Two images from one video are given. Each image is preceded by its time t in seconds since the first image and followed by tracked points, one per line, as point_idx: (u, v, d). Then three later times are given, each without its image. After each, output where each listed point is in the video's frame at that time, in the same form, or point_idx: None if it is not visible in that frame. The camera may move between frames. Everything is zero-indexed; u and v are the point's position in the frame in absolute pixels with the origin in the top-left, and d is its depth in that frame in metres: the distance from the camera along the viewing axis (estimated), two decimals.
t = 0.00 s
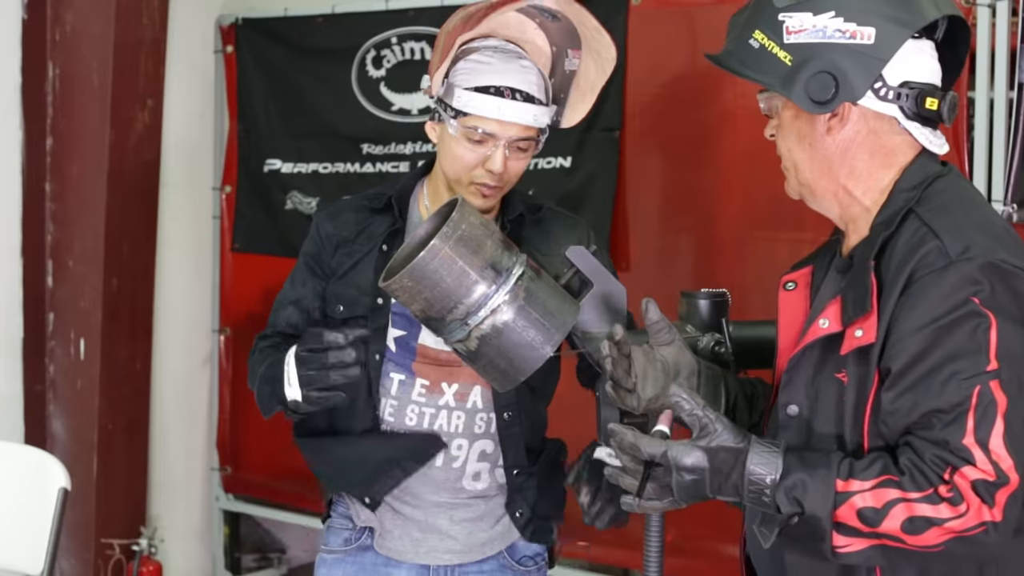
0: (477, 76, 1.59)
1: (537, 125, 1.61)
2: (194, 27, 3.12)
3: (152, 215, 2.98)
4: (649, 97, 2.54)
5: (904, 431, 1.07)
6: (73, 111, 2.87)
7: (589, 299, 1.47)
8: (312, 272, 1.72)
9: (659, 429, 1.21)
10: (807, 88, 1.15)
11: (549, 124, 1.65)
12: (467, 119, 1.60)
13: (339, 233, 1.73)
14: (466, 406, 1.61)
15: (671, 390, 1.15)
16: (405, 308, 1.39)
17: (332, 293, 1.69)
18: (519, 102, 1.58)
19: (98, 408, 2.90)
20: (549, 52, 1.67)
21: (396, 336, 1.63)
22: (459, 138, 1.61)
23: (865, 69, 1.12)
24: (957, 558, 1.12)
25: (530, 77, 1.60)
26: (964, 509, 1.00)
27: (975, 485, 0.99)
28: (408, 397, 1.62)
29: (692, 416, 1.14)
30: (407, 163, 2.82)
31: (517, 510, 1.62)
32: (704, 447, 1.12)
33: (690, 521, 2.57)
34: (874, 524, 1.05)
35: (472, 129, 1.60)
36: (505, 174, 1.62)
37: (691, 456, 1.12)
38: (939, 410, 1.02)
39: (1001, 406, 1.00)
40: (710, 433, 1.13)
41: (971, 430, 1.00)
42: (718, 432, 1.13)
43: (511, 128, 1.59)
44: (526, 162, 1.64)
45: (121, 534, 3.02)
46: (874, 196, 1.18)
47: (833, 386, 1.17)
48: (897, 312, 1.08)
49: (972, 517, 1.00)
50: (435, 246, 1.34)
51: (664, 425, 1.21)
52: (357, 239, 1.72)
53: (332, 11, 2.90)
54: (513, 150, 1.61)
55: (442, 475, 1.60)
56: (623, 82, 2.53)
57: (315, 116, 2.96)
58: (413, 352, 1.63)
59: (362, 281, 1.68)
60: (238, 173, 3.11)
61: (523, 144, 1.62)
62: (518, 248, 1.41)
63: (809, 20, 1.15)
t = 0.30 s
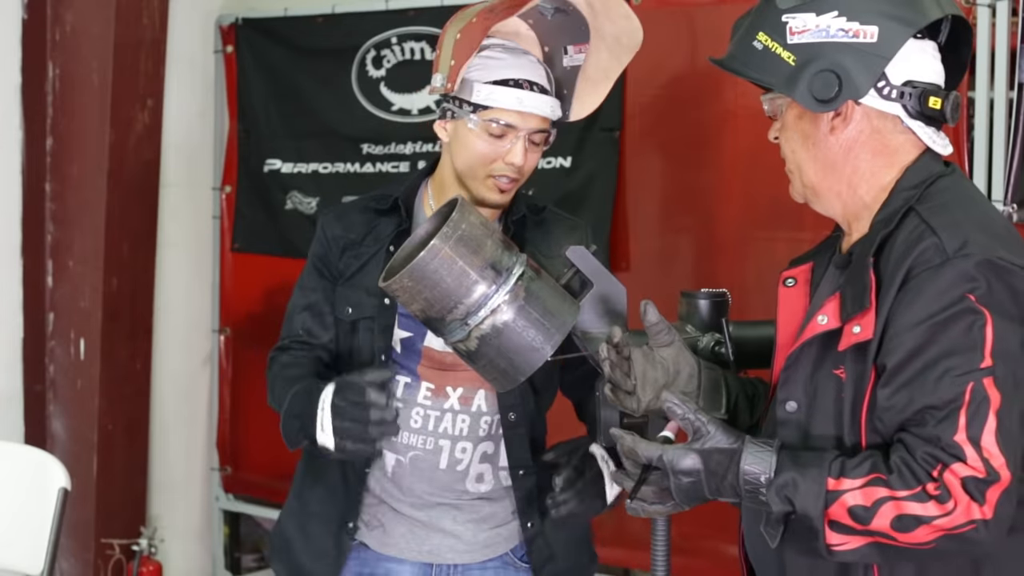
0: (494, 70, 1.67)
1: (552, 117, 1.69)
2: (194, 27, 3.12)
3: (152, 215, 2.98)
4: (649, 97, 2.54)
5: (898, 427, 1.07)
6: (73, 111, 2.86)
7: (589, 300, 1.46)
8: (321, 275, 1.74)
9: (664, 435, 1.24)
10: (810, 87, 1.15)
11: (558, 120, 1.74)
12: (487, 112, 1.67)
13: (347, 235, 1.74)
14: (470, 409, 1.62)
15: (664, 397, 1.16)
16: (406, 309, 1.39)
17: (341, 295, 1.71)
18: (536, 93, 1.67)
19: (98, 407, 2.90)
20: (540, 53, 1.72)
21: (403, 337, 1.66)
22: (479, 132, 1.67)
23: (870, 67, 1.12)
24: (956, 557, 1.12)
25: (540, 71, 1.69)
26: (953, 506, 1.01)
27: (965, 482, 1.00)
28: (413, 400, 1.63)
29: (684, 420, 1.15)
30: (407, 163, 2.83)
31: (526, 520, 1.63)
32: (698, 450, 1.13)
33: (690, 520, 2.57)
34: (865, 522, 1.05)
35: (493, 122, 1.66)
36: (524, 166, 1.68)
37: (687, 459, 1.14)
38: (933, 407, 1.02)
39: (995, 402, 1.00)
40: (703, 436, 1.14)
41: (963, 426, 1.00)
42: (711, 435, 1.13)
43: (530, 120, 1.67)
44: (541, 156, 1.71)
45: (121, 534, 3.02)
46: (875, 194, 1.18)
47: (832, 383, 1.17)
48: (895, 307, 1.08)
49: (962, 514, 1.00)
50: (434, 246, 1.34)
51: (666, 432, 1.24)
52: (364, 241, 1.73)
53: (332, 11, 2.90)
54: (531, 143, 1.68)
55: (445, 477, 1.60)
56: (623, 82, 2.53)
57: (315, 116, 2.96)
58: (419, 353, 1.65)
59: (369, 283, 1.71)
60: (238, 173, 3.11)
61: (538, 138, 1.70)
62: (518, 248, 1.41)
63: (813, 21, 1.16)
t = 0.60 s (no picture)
0: (498, 67, 1.67)
1: (552, 113, 1.71)
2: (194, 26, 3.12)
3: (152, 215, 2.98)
4: (649, 97, 2.54)
5: (853, 411, 1.09)
6: (73, 111, 2.86)
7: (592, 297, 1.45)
8: (326, 277, 1.76)
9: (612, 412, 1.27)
10: (821, 79, 1.15)
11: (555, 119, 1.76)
12: (490, 107, 1.66)
13: (352, 239, 1.76)
14: (470, 412, 1.65)
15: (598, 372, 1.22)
16: (406, 308, 1.39)
17: (345, 297, 1.73)
18: (539, 88, 1.68)
19: (98, 408, 2.90)
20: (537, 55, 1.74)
21: (406, 336, 1.68)
22: (481, 126, 1.67)
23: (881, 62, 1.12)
24: (954, 555, 1.12)
25: (539, 69, 1.71)
26: (870, 496, 1.02)
27: (887, 475, 1.01)
28: (414, 401, 1.66)
29: (621, 395, 1.20)
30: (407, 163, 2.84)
31: (523, 519, 1.63)
32: (633, 425, 1.18)
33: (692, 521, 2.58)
34: (785, 503, 1.07)
35: (496, 116, 1.66)
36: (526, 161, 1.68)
37: (623, 434, 1.18)
38: (880, 396, 1.03)
39: (939, 405, 1.00)
40: (638, 410, 1.19)
41: (900, 422, 1.00)
42: (645, 409, 1.18)
43: (532, 115, 1.68)
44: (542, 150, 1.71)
45: (121, 534, 3.02)
46: (881, 190, 1.18)
47: (824, 375, 1.18)
48: (885, 288, 1.08)
49: (877, 505, 1.01)
50: (435, 246, 1.34)
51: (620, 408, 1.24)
52: (370, 244, 1.76)
53: (332, 11, 2.90)
54: (533, 137, 1.69)
55: (445, 478, 1.62)
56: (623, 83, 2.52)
57: (315, 116, 2.96)
58: (421, 353, 1.67)
59: (373, 284, 1.72)
60: (239, 174, 3.11)
61: (540, 133, 1.70)
62: (518, 247, 1.41)
63: (825, 15, 1.16)
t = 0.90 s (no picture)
0: (474, 62, 1.68)
1: (531, 106, 1.73)
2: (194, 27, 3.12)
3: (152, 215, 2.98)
4: (649, 97, 2.54)
5: (860, 421, 1.09)
6: (73, 111, 2.86)
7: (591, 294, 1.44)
8: (311, 272, 1.82)
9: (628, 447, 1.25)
10: (806, 79, 1.15)
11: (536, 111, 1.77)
12: (468, 102, 1.69)
13: (335, 237, 1.81)
14: (447, 404, 1.64)
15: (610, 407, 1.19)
16: (406, 309, 1.40)
17: (326, 293, 1.78)
18: (516, 82, 1.69)
19: (99, 407, 2.90)
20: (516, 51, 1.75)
21: (382, 332, 1.69)
22: (460, 122, 1.69)
23: (862, 61, 1.12)
24: (954, 555, 1.12)
25: (518, 64, 1.71)
26: (894, 509, 1.01)
27: (908, 485, 1.00)
28: (392, 395, 1.66)
29: (634, 429, 1.17)
30: (407, 163, 2.82)
31: (500, 515, 1.63)
32: (649, 459, 1.16)
33: (690, 521, 2.58)
34: (811, 524, 1.07)
35: (474, 111, 1.68)
36: (507, 155, 1.71)
37: (639, 469, 1.15)
38: (890, 405, 1.03)
39: (950, 409, 1.00)
40: (652, 445, 1.16)
41: (914, 430, 1.00)
42: (660, 443, 1.16)
43: (510, 109, 1.69)
44: (522, 144, 1.73)
45: (121, 534, 3.02)
46: (870, 191, 1.18)
47: (820, 379, 1.18)
48: (876, 302, 1.08)
49: (902, 517, 1.01)
50: (435, 246, 1.34)
51: (635, 442, 1.21)
52: (350, 242, 1.79)
53: (332, 11, 2.89)
54: (512, 131, 1.70)
55: (423, 471, 1.63)
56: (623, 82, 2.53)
57: (315, 116, 2.96)
58: (398, 349, 1.67)
59: (351, 282, 1.76)
60: (239, 174, 3.12)
61: (519, 127, 1.72)
62: (519, 248, 1.41)
63: (815, 16, 1.16)
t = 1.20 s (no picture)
0: (424, 69, 1.70)
1: (493, 93, 1.72)
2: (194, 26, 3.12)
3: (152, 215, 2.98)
4: (649, 97, 2.54)
5: (859, 424, 1.08)
6: (73, 111, 2.86)
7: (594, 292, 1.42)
8: (304, 274, 1.83)
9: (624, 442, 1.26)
10: (804, 82, 1.16)
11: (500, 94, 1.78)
12: (431, 110, 1.69)
13: (325, 240, 1.81)
14: (434, 405, 1.65)
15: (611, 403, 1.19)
16: (406, 309, 1.39)
17: (321, 294, 1.78)
18: (471, 76, 1.70)
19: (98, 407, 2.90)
20: (464, 39, 1.77)
21: (375, 333, 1.70)
22: (430, 131, 1.70)
23: (859, 64, 1.12)
24: (952, 557, 1.12)
25: (469, 55, 1.72)
26: (893, 510, 1.01)
27: (907, 487, 1.00)
28: (382, 396, 1.67)
29: (633, 424, 1.18)
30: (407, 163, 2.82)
31: (480, 506, 1.65)
32: (647, 454, 1.16)
33: (689, 521, 2.58)
34: (808, 524, 1.07)
35: (439, 117, 1.69)
36: (482, 148, 1.70)
37: (636, 464, 1.16)
38: (889, 407, 1.03)
39: (949, 412, 1.00)
40: (650, 440, 1.17)
41: (912, 432, 1.00)
42: (659, 438, 1.16)
43: (473, 103, 1.70)
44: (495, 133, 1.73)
45: (121, 534, 3.02)
46: (869, 193, 1.17)
47: (818, 381, 1.18)
48: (874, 303, 1.08)
49: (901, 518, 1.01)
50: (435, 246, 1.34)
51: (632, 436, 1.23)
52: (341, 245, 1.79)
53: (331, 11, 2.89)
54: (481, 124, 1.71)
55: (413, 468, 1.65)
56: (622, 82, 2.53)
57: (315, 116, 2.95)
58: (388, 349, 1.69)
59: (344, 283, 1.76)
60: (238, 174, 3.11)
61: (487, 117, 1.72)
62: (519, 248, 1.40)
63: (812, 18, 1.16)
